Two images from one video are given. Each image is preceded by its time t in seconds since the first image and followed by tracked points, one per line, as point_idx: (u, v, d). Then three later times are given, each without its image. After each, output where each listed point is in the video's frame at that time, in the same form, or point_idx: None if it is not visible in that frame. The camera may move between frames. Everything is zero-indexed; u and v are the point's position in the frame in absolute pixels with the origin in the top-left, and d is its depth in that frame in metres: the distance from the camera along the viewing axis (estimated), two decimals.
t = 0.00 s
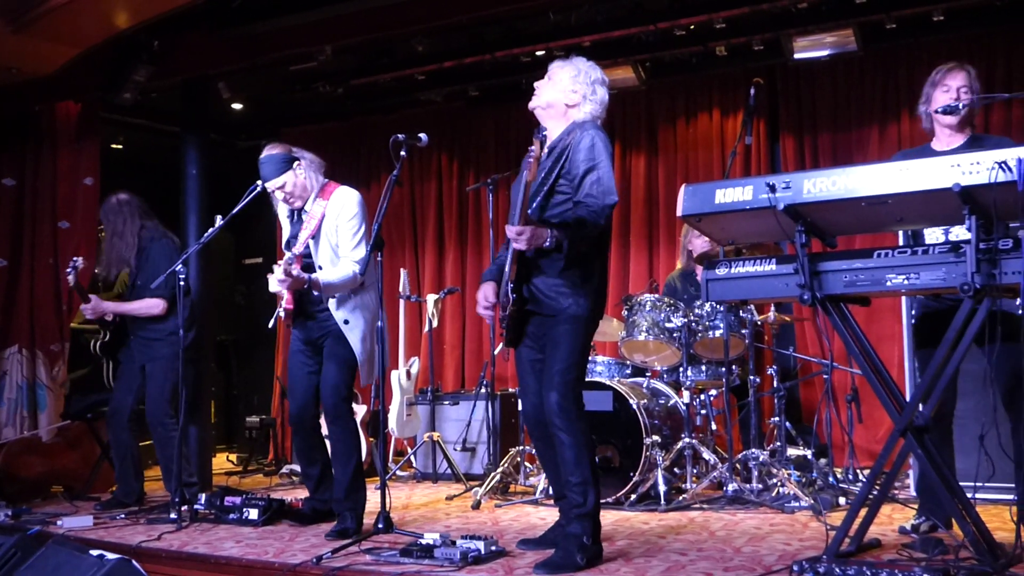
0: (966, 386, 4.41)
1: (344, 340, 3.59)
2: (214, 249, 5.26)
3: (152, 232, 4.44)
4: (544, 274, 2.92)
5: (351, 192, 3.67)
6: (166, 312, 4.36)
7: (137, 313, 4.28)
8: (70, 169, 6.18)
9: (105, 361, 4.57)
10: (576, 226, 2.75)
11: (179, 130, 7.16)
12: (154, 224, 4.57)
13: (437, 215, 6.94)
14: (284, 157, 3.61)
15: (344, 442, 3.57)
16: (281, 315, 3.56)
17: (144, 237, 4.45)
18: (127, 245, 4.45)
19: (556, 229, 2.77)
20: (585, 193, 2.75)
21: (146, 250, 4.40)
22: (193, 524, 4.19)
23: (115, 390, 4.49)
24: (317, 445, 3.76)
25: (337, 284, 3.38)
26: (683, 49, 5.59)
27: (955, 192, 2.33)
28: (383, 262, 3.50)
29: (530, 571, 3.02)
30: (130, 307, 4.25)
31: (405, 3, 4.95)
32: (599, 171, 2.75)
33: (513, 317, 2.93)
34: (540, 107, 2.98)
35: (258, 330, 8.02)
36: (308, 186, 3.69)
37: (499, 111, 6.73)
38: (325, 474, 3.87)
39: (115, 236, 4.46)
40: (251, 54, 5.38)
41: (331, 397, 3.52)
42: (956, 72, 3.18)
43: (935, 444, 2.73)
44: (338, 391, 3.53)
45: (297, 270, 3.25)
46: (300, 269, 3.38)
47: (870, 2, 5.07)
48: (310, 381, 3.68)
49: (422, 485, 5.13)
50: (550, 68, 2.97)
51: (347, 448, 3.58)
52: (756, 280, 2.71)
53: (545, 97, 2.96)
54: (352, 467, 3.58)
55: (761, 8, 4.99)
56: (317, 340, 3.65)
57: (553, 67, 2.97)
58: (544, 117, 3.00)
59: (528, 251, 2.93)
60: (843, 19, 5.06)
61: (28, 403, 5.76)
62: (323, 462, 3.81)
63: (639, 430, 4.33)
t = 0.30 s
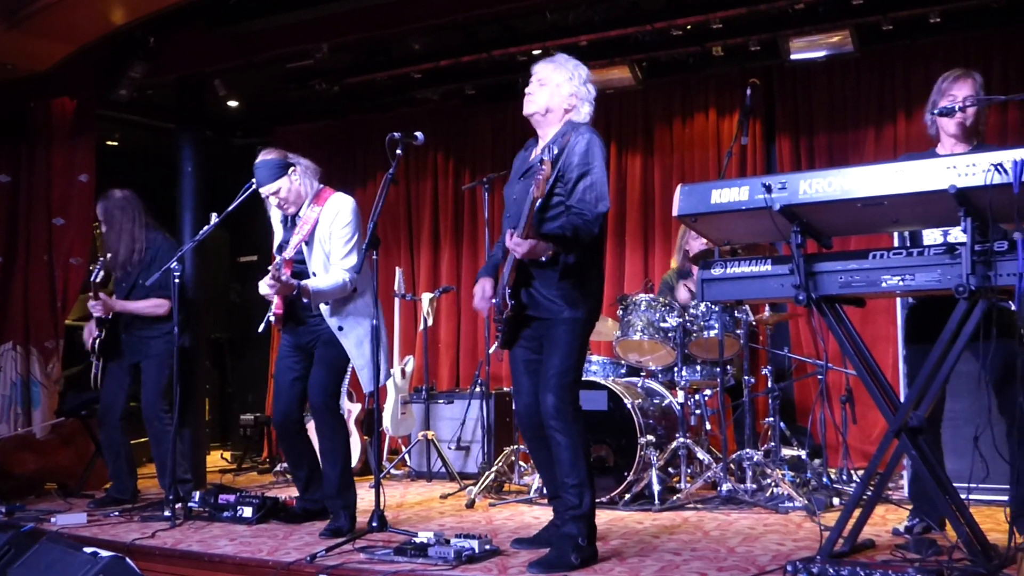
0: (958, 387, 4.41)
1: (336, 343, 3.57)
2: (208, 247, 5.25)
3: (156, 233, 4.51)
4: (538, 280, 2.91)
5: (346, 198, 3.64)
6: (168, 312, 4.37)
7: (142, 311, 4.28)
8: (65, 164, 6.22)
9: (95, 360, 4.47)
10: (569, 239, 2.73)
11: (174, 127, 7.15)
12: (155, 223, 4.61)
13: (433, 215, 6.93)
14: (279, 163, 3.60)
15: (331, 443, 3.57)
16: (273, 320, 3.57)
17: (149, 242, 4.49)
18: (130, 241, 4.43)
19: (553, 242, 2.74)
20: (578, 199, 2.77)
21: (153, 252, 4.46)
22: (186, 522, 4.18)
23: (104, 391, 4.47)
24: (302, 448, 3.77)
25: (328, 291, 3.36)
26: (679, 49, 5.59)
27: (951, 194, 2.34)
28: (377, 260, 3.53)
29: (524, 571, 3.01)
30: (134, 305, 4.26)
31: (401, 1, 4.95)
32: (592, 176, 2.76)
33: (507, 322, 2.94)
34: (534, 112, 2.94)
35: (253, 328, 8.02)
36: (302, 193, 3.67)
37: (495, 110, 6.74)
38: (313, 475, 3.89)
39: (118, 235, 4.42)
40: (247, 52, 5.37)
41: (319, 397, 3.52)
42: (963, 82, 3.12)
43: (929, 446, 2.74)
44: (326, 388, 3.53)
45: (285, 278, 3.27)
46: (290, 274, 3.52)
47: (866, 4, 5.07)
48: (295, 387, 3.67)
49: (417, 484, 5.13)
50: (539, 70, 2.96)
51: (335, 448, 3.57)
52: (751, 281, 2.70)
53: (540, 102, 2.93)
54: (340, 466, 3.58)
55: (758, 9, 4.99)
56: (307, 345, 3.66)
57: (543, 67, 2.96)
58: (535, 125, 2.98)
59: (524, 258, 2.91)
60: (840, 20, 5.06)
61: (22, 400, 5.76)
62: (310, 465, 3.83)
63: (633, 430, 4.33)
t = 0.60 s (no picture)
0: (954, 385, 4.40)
1: (328, 347, 3.56)
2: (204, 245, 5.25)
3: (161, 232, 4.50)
4: (538, 281, 2.90)
5: (341, 199, 3.64)
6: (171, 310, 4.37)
7: (150, 308, 4.28)
8: (60, 165, 6.13)
9: (97, 357, 4.49)
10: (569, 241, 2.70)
11: (170, 127, 7.15)
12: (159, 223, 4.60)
13: (429, 214, 6.93)
14: (274, 164, 3.60)
15: (325, 443, 3.57)
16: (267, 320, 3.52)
17: (156, 241, 4.47)
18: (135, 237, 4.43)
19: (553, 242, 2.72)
20: (574, 197, 2.79)
21: (159, 251, 4.43)
22: (183, 520, 4.19)
23: (102, 390, 4.47)
24: (297, 447, 3.76)
25: (323, 294, 3.38)
26: (675, 47, 5.60)
27: (946, 191, 2.34)
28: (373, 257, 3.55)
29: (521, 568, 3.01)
30: (142, 303, 4.26)
31: None
32: (588, 174, 2.78)
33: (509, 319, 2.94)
34: (534, 115, 2.91)
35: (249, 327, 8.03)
36: (296, 195, 3.67)
37: (491, 108, 6.74)
38: (309, 475, 3.91)
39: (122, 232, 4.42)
40: (243, 51, 5.37)
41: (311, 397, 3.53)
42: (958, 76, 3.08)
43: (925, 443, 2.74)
44: (319, 388, 3.53)
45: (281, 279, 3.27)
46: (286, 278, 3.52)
47: (861, 2, 5.08)
48: (287, 388, 3.66)
49: (413, 483, 5.12)
50: (526, 67, 2.90)
51: (330, 448, 3.60)
52: (748, 278, 2.70)
53: (540, 105, 2.89)
54: (335, 466, 3.59)
55: (753, 6, 5.00)
56: (301, 346, 3.64)
57: (529, 63, 2.90)
58: (531, 123, 2.96)
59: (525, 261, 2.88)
60: (835, 18, 5.07)
61: (17, 399, 5.84)
62: (303, 464, 3.83)
63: (629, 428, 4.34)
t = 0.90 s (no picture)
0: (948, 383, 4.40)
1: (322, 351, 3.55)
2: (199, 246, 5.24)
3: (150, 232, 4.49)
4: (539, 282, 2.90)
5: (334, 202, 3.64)
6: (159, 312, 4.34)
7: (131, 309, 4.25)
8: (56, 163, 6.15)
9: (84, 360, 4.43)
10: (569, 239, 2.69)
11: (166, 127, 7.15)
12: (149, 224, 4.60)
13: (424, 213, 6.93)
14: (267, 166, 3.59)
15: (318, 445, 3.56)
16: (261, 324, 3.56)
17: (145, 243, 4.46)
18: (122, 237, 4.41)
19: (550, 243, 2.68)
20: (571, 194, 2.78)
21: (145, 252, 4.42)
22: (179, 522, 4.19)
23: (94, 391, 4.47)
24: (291, 448, 3.76)
25: (315, 299, 3.37)
26: (669, 47, 5.60)
27: (941, 190, 2.34)
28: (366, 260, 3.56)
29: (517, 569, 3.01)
30: (127, 303, 4.23)
31: None
32: (583, 169, 2.77)
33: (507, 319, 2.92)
34: (531, 118, 2.90)
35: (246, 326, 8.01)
36: (288, 197, 3.66)
37: (486, 107, 6.73)
38: (304, 476, 3.89)
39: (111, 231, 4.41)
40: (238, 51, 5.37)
41: (303, 397, 3.52)
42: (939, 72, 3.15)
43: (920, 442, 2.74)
44: (312, 387, 3.52)
45: (273, 287, 3.27)
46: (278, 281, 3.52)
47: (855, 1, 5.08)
48: (283, 390, 3.65)
49: (409, 482, 5.13)
50: (519, 69, 2.89)
51: (322, 448, 3.58)
52: (743, 277, 2.69)
53: (536, 105, 2.88)
54: (329, 466, 3.58)
55: (748, 6, 4.99)
56: (295, 349, 3.64)
57: (522, 65, 2.89)
58: (527, 127, 2.94)
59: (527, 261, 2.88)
60: (830, 18, 5.07)
61: (14, 400, 5.80)
62: (299, 465, 3.83)
63: (626, 427, 4.34)
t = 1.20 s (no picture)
0: (946, 380, 4.45)
1: (324, 348, 3.56)
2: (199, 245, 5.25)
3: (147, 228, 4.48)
4: (541, 276, 2.89)
5: (336, 200, 3.64)
6: (157, 304, 4.34)
7: (127, 304, 4.25)
8: (56, 163, 6.15)
9: (89, 358, 4.47)
10: (571, 229, 2.72)
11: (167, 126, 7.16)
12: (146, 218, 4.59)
13: (425, 213, 6.93)
14: (269, 163, 3.60)
15: (319, 443, 3.57)
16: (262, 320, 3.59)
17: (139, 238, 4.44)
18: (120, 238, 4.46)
19: (549, 231, 2.69)
20: (578, 188, 2.74)
21: (138, 247, 4.41)
22: (179, 520, 4.19)
23: (98, 387, 4.48)
24: (293, 448, 3.77)
25: (317, 297, 3.39)
26: (668, 45, 5.61)
27: (941, 187, 2.33)
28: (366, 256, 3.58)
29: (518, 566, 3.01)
30: (121, 299, 4.24)
31: None
32: (588, 163, 2.75)
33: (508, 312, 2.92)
34: (535, 124, 2.89)
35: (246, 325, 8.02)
36: (290, 194, 3.67)
37: (486, 107, 6.74)
38: (305, 474, 3.89)
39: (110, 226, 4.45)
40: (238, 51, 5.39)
41: (303, 396, 3.52)
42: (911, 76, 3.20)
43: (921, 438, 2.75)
44: (312, 386, 3.52)
45: (275, 283, 3.24)
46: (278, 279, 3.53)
47: None
48: (284, 388, 3.65)
49: (410, 481, 5.13)
50: (519, 74, 2.88)
51: (324, 447, 3.59)
52: (744, 275, 2.69)
53: (538, 108, 2.87)
54: (330, 465, 3.59)
55: (747, 3, 5.00)
56: (297, 348, 3.64)
57: (521, 70, 2.89)
58: (531, 132, 2.93)
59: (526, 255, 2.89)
60: (829, 15, 5.08)
61: (14, 399, 5.79)
62: (300, 463, 3.83)
63: (626, 425, 4.35)
